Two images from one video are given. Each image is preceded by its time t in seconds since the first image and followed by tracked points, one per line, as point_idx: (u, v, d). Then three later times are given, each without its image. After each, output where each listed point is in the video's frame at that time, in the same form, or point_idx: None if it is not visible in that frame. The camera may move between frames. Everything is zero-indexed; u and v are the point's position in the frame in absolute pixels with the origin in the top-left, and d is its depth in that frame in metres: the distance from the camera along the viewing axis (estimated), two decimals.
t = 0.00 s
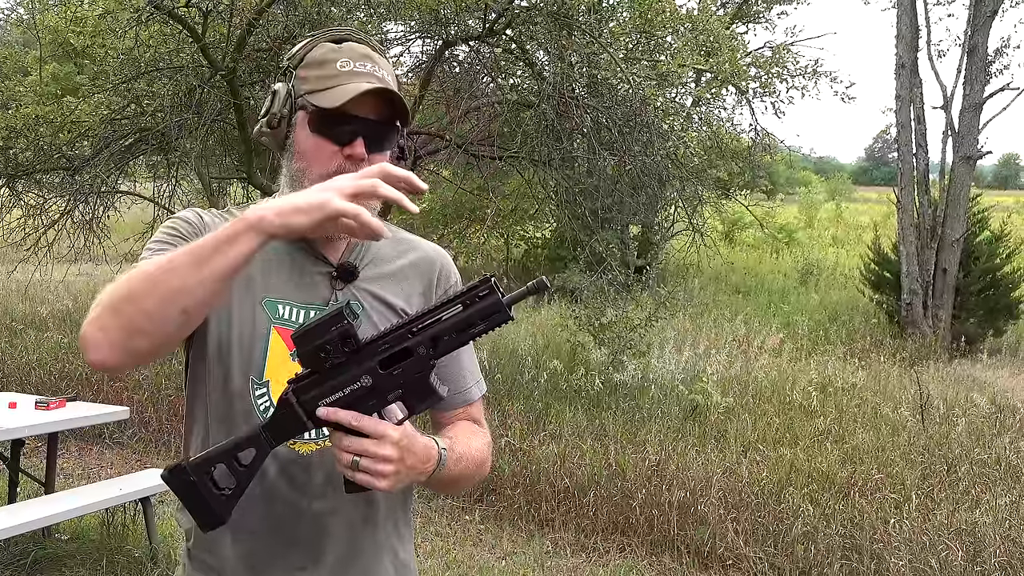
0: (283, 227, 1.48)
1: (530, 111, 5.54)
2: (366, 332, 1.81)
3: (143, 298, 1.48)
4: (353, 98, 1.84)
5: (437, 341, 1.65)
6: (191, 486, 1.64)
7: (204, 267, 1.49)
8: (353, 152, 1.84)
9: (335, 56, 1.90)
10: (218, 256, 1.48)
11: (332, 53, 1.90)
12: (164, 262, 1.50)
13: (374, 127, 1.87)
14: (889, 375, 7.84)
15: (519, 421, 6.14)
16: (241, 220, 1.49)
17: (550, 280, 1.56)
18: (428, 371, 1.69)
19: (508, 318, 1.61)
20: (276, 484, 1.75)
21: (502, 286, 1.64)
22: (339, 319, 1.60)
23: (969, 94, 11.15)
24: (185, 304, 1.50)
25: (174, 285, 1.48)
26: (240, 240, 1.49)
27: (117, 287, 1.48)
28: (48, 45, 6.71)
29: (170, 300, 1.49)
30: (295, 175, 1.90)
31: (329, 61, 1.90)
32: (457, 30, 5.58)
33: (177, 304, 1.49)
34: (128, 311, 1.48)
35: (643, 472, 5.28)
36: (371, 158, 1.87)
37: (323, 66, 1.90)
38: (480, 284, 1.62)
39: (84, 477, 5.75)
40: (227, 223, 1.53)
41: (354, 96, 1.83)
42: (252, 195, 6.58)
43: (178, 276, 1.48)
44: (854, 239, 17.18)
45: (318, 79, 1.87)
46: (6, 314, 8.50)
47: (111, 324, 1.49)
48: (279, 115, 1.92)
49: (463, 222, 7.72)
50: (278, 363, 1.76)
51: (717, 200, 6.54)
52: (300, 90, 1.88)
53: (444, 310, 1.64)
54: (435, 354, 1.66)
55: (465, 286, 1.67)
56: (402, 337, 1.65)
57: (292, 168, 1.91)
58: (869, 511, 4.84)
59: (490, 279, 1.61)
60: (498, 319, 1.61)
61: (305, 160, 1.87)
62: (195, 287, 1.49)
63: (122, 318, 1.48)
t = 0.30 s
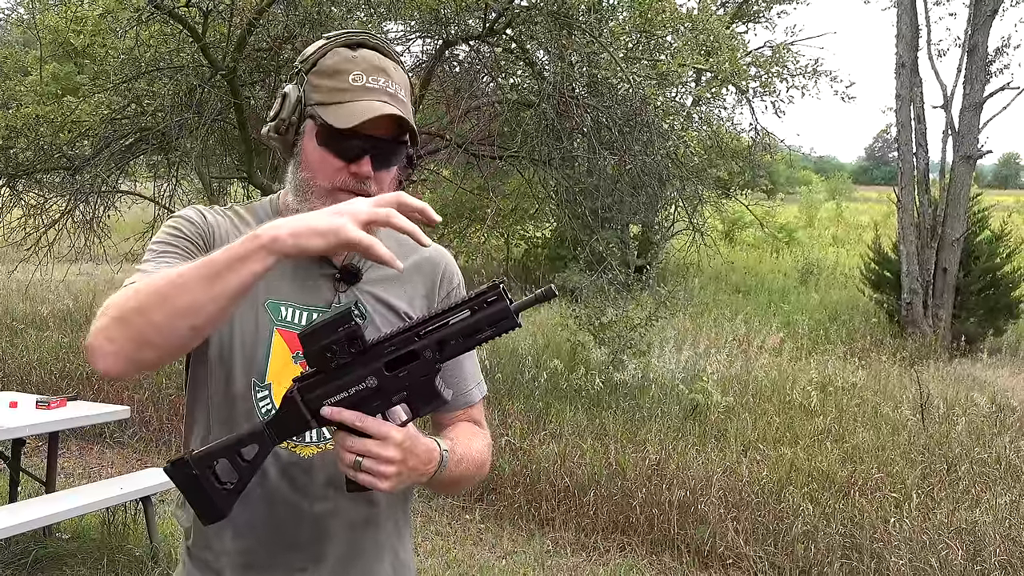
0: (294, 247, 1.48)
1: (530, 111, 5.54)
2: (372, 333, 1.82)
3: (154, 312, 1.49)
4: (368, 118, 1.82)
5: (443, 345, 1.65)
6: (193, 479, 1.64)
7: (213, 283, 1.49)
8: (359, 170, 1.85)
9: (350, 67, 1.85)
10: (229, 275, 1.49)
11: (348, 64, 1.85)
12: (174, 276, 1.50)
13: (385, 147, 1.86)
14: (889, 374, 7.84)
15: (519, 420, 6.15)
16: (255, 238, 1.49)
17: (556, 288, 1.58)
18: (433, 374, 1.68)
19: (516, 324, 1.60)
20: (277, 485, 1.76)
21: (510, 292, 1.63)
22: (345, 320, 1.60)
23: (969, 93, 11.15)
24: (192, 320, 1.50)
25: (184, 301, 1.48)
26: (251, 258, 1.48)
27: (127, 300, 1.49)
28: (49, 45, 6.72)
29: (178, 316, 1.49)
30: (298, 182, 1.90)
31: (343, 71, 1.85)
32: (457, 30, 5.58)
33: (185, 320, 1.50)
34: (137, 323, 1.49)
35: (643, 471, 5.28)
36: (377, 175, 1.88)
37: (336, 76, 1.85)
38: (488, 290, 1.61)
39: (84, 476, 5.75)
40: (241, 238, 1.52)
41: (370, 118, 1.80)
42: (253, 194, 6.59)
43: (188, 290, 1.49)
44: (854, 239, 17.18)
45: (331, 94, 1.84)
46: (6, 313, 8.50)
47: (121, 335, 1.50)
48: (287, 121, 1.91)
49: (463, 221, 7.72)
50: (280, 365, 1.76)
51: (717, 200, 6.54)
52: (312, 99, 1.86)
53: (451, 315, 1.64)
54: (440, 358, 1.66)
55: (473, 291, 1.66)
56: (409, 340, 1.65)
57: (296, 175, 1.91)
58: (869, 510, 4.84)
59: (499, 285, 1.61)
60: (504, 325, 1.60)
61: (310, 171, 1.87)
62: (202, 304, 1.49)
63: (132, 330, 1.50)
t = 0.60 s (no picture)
0: (300, 254, 1.45)
1: (531, 110, 5.54)
2: (374, 334, 1.82)
3: (161, 315, 1.49)
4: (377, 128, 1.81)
5: (446, 349, 1.64)
6: (192, 471, 1.64)
7: (220, 289, 1.48)
8: (363, 178, 1.85)
9: (359, 74, 1.84)
10: (235, 279, 1.47)
11: (357, 71, 1.84)
12: (183, 282, 1.50)
13: (391, 158, 1.85)
14: (890, 374, 7.84)
15: (520, 419, 6.15)
16: (263, 243, 1.47)
17: (563, 297, 1.58)
18: (435, 377, 1.68)
19: (520, 333, 1.59)
20: (278, 485, 1.75)
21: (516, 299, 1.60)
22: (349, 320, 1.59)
23: (971, 93, 11.14)
24: (200, 325, 1.50)
25: (192, 307, 1.48)
26: (258, 265, 1.47)
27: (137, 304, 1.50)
28: (50, 44, 6.72)
29: (186, 322, 1.49)
30: (301, 185, 1.91)
31: (352, 79, 1.85)
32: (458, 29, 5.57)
33: (192, 325, 1.49)
34: (147, 327, 1.49)
35: (643, 470, 5.28)
36: (381, 183, 1.88)
37: (344, 83, 1.85)
38: (494, 296, 1.59)
39: (85, 475, 5.76)
40: (249, 241, 1.50)
41: (378, 130, 1.80)
42: (253, 193, 6.59)
43: (196, 296, 1.48)
44: (855, 238, 17.18)
45: (338, 101, 1.83)
46: (7, 312, 8.50)
47: (129, 337, 1.51)
48: (293, 124, 1.90)
49: (464, 220, 7.72)
50: (281, 364, 1.76)
51: (718, 199, 6.54)
52: (319, 105, 1.85)
53: (455, 320, 1.63)
54: (443, 362, 1.66)
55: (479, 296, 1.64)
56: (412, 343, 1.65)
57: (299, 179, 1.90)
58: (870, 509, 4.84)
59: (504, 292, 1.58)
60: (509, 333, 1.58)
61: (314, 177, 1.87)
62: (211, 310, 1.48)
63: (140, 333, 1.50)
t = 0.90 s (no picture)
0: (316, 291, 1.48)
1: (533, 109, 5.54)
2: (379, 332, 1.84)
3: (171, 325, 1.50)
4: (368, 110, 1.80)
5: (450, 347, 1.63)
6: (192, 460, 1.65)
7: (231, 307, 1.49)
8: (361, 161, 1.81)
9: (354, 62, 1.84)
10: (247, 302, 1.49)
11: (351, 58, 1.84)
12: (196, 294, 1.50)
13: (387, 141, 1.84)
14: (891, 374, 7.83)
15: (521, 417, 6.15)
16: (281, 269, 1.49)
17: (567, 298, 1.59)
18: (437, 375, 1.67)
19: (523, 333, 1.58)
20: (280, 485, 1.75)
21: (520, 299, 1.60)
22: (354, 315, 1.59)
23: (973, 93, 11.13)
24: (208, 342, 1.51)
25: (203, 322, 1.49)
26: (273, 292, 1.49)
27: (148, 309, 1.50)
28: (52, 42, 6.72)
29: (194, 337, 1.50)
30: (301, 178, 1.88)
31: (347, 66, 1.84)
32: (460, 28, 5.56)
33: (200, 341, 1.51)
34: (154, 334, 1.50)
35: (644, 469, 5.29)
36: (380, 167, 1.84)
37: (340, 71, 1.84)
38: (499, 296, 1.59)
39: (87, 473, 5.76)
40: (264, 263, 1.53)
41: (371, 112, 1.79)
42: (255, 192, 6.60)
43: (208, 311, 1.49)
44: (857, 238, 17.16)
45: (334, 87, 1.83)
46: (8, 310, 8.50)
47: (135, 340, 1.51)
48: (293, 117, 1.89)
49: (465, 219, 7.72)
50: (283, 361, 1.76)
51: (720, 198, 6.53)
52: (316, 94, 1.84)
53: (460, 318, 1.63)
54: (446, 360, 1.64)
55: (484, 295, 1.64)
56: (416, 340, 1.64)
57: (298, 170, 1.87)
58: (871, 509, 4.84)
59: (509, 292, 1.58)
60: (512, 332, 1.58)
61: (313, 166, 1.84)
62: (220, 328, 1.50)
63: (146, 337, 1.50)
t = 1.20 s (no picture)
0: (311, 287, 1.49)
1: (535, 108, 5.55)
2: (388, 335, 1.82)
3: (167, 332, 1.50)
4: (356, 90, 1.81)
5: (458, 355, 1.62)
6: (196, 440, 1.69)
7: (226, 310, 1.50)
8: (347, 125, 1.83)
9: (337, 43, 1.94)
10: (243, 306, 1.50)
11: (335, 40, 1.94)
12: (191, 300, 1.51)
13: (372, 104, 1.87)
14: (892, 374, 7.82)
15: (523, 416, 6.16)
16: (274, 272, 1.50)
17: (580, 320, 1.60)
18: (444, 382, 1.67)
19: (533, 349, 1.55)
20: (282, 481, 1.75)
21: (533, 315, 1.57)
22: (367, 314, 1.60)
23: (975, 93, 11.11)
24: (204, 346, 1.52)
25: (199, 326, 1.50)
26: (267, 292, 1.50)
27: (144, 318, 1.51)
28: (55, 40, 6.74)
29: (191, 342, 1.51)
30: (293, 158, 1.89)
31: (331, 48, 1.94)
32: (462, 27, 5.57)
33: (197, 345, 1.51)
34: (151, 342, 1.51)
35: (645, 469, 5.29)
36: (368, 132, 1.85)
37: (325, 52, 1.94)
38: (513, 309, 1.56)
39: (89, 471, 5.78)
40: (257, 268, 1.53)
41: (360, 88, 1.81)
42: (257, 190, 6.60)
43: (204, 316, 1.50)
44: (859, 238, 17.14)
45: (317, 63, 1.90)
46: (10, 308, 8.51)
47: (130, 350, 1.52)
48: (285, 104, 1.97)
49: (467, 218, 7.72)
50: (285, 362, 1.76)
51: (722, 198, 6.53)
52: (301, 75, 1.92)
53: (471, 328, 1.61)
54: (454, 367, 1.64)
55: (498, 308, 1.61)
56: (425, 345, 1.64)
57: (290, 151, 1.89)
58: (873, 508, 4.83)
59: (523, 307, 1.55)
60: (522, 348, 1.55)
61: (301, 140, 1.86)
62: (218, 332, 1.51)
63: (141, 346, 1.51)
